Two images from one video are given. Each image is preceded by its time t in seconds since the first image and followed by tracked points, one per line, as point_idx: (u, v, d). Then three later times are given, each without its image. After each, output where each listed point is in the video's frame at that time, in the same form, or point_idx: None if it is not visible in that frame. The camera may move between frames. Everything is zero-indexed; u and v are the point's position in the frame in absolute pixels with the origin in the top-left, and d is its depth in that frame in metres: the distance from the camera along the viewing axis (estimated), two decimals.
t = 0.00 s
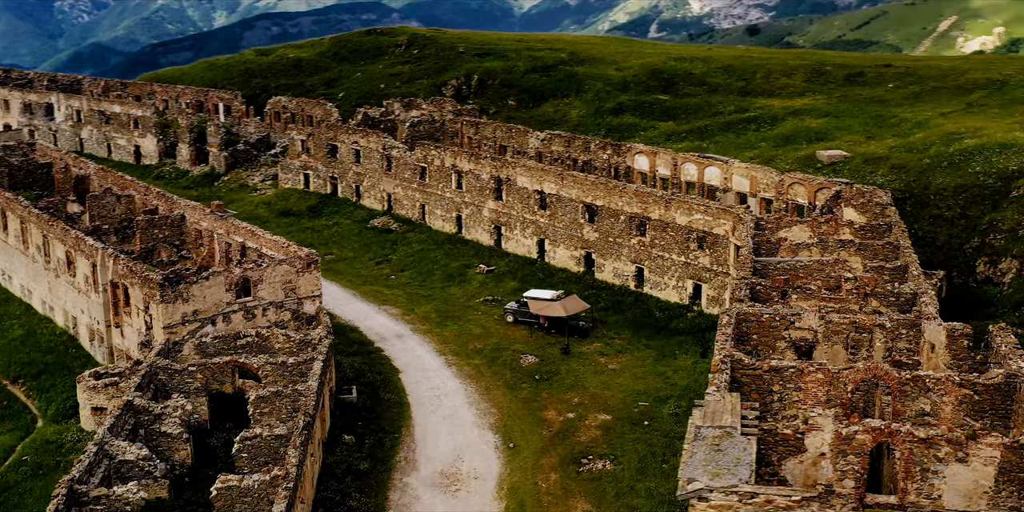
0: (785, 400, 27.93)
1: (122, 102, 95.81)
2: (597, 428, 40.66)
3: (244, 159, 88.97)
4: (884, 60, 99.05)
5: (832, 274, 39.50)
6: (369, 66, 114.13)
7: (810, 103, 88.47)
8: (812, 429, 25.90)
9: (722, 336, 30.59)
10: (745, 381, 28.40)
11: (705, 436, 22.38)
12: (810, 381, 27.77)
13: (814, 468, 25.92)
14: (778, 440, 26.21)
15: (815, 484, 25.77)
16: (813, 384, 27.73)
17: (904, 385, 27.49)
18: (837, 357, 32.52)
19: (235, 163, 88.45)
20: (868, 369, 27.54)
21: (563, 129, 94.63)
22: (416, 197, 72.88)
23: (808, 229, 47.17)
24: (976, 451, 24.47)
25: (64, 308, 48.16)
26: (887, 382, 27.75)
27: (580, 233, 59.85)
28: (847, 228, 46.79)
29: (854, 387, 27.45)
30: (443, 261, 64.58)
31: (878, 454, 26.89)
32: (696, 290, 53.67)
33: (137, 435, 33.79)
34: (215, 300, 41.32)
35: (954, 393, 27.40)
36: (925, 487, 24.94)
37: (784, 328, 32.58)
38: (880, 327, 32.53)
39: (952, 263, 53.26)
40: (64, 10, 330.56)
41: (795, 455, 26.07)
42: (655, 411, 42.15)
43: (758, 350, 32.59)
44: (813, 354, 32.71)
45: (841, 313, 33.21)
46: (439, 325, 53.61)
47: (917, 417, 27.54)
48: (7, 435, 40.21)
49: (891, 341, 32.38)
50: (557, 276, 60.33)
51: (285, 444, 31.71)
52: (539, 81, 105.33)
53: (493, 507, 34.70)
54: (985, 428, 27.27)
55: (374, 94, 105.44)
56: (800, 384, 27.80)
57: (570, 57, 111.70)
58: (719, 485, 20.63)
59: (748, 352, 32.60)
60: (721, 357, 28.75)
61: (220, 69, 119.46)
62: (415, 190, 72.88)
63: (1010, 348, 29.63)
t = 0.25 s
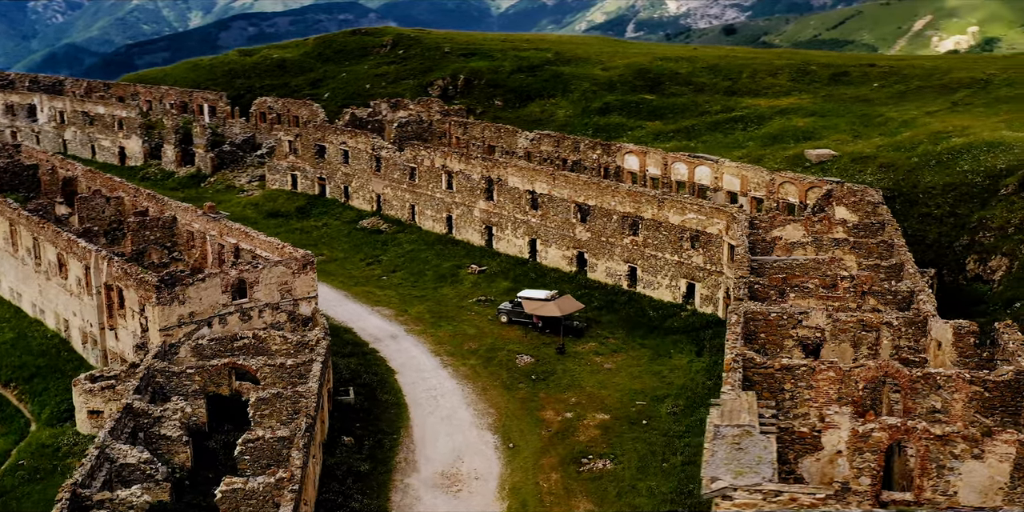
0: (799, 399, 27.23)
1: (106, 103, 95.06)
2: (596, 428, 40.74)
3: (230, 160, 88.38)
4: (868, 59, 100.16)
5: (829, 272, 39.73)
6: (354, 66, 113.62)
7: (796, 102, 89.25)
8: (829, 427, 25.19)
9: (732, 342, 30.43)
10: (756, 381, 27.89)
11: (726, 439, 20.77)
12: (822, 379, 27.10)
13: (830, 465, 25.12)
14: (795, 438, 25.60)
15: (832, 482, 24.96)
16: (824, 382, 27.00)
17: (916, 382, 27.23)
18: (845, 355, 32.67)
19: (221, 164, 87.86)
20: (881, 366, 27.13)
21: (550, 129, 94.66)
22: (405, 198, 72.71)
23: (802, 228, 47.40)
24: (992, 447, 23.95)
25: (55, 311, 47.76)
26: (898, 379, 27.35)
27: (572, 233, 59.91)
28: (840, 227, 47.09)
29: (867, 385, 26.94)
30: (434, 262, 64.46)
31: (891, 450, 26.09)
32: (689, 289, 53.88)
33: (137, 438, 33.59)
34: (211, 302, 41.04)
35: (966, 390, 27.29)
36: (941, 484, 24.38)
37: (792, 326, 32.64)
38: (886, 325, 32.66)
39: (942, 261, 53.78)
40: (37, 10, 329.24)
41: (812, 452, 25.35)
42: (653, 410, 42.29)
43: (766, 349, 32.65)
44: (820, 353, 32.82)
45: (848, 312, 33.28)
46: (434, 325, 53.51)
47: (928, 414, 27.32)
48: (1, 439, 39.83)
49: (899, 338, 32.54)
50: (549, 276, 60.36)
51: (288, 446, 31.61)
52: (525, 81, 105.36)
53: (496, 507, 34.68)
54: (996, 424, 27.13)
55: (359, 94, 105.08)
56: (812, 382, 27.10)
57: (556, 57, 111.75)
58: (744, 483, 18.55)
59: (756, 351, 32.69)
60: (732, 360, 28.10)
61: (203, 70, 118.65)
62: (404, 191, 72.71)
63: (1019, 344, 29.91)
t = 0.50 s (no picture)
0: (810, 398, 27.15)
1: (92, 103, 94.38)
2: (596, 427, 40.80)
3: (219, 161, 87.78)
4: (855, 59, 101.05)
5: (826, 271, 40.00)
6: (342, 66, 113.07)
7: (785, 102, 89.84)
8: (845, 424, 25.36)
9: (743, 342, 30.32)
10: (769, 380, 27.86)
11: (744, 439, 20.88)
12: (834, 377, 26.98)
13: (847, 463, 25.19)
14: (811, 436, 25.61)
15: (849, 480, 24.96)
16: (836, 381, 26.94)
17: (928, 380, 26.92)
18: (853, 353, 32.77)
19: (210, 165, 87.21)
20: (894, 365, 26.80)
21: (539, 128, 94.69)
22: (397, 198, 72.51)
23: (798, 227, 47.70)
24: (1008, 444, 23.58)
25: (49, 313, 47.44)
26: (909, 378, 27.08)
27: (566, 233, 59.96)
28: (836, 225, 47.41)
29: (879, 383, 26.66)
30: (428, 262, 64.33)
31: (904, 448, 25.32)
32: (685, 289, 54.09)
33: (138, 440, 33.40)
34: (209, 304, 40.84)
35: (977, 389, 26.85)
36: (956, 481, 23.83)
37: (800, 325, 32.61)
38: (895, 324, 32.87)
39: (934, 259, 54.19)
40: (16, 10, 329.12)
41: (828, 450, 25.42)
42: (652, 409, 42.41)
43: (775, 347, 32.53)
44: (828, 351, 33.00)
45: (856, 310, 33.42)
46: (430, 326, 53.41)
47: (940, 411, 26.93)
48: None
49: (906, 337, 32.75)
50: (543, 276, 60.38)
51: (293, 447, 31.47)
52: (514, 81, 105.31)
53: (499, 507, 34.68)
54: (1007, 421, 26.70)
55: (348, 94, 104.60)
56: (824, 381, 27.03)
57: (545, 57, 111.79)
58: (768, 481, 18.12)
59: (765, 350, 32.65)
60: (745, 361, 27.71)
61: (188, 69, 117.86)
62: (396, 191, 72.51)
63: None
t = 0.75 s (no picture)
0: (824, 395, 26.84)
1: (77, 105, 93.65)
2: (597, 427, 40.90)
3: (206, 162, 87.10)
4: (841, 59, 102.07)
5: (824, 270, 40.33)
6: (328, 67, 112.48)
7: (772, 101, 90.49)
8: (864, 422, 23.95)
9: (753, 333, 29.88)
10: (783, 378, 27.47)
11: (766, 435, 20.30)
12: (847, 375, 26.95)
13: (866, 460, 23.89)
14: (830, 434, 24.39)
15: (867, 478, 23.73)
16: (850, 378, 26.89)
17: (941, 376, 27.06)
18: (863, 351, 32.77)
19: (197, 166, 86.51)
20: (906, 362, 26.89)
21: (527, 129, 94.74)
22: (388, 199, 72.27)
23: (793, 226, 48.09)
24: None
25: (42, 316, 47.02)
26: (921, 375, 27.24)
27: (560, 233, 60.04)
28: (830, 225, 47.82)
29: (892, 380, 26.71)
30: (420, 263, 64.19)
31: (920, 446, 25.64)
32: (679, 288, 54.31)
33: (141, 444, 33.25)
34: (208, 306, 40.60)
35: (989, 385, 26.94)
36: (974, 477, 23.02)
37: (810, 324, 32.54)
38: (904, 322, 32.86)
39: (925, 258, 54.66)
40: None
41: (847, 448, 24.20)
42: (651, 408, 42.58)
43: (786, 346, 32.44)
44: (838, 349, 33.00)
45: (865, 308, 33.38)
46: (425, 327, 53.33)
47: (952, 408, 27.07)
48: None
49: (915, 334, 32.75)
50: (537, 276, 60.46)
51: (299, 449, 31.37)
52: (501, 82, 105.29)
53: (504, 507, 34.72)
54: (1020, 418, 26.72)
55: (334, 96, 103.86)
56: (838, 379, 26.93)
57: (531, 57, 111.87)
58: (794, 479, 18.57)
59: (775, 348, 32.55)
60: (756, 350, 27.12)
61: (172, 70, 116.97)
62: (387, 192, 72.27)
63: None
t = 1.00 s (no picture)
0: (833, 394, 25.00)
1: (63, 107, 92.98)
2: (597, 427, 41.02)
3: (194, 164, 86.52)
4: (828, 60, 102.97)
5: (822, 269, 40.62)
6: (315, 68, 111.95)
7: (760, 101, 91.07)
8: (880, 419, 23.35)
9: (760, 310, 28.01)
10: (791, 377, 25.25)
11: (786, 432, 19.39)
12: (858, 373, 25.15)
13: (882, 457, 23.34)
14: (846, 431, 23.73)
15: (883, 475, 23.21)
16: (862, 377, 25.10)
17: (951, 374, 25.63)
18: (871, 349, 31.15)
19: (186, 168, 85.90)
20: (918, 360, 25.13)
21: (517, 129, 94.79)
22: (380, 200, 72.09)
23: (788, 226, 48.47)
24: None
25: (37, 319, 46.71)
26: (932, 372, 25.65)
27: (554, 233, 60.15)
28: (825, 224, 48.22)
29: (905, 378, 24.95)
30: (414, 264, 64.10)
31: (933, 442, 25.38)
32: (675, 288, 54.54)
33: (143, 446, 33.09)
34: (207, 308, 40.38)
35: (1000, 383, 25.59)
36: (988, 473, 22.96)
37: (818, 322, 30.58)
38: (913, 320, 31.26)
39: (917, 256, 55.06)
40: None
41: (865, 445, 23.50)
42: (651, 407, 42.74)
43: (793, 345, 30.57)
44: (846, 347, 31.31)
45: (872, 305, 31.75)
46: (421, 328, 53.29)
47: (963, 405, 25.72)
48: None
49: (923, 332, 31.12)
50: (531, 277, 60.54)
51: (304, 451, 31.35)
52: (490, 82, 105.24)
53: (508, 507, 34.78)
54: None
55: (321, 97, 103.57)
56: (849, 376, 25.05)
57: (518, 58, 111.95)
58: (818, 476, 17.93)
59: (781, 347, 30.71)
60: (764, 334, 25.27)
61: (157, 71, 116.17)
62: (378, 194, 72.07)
63: None
